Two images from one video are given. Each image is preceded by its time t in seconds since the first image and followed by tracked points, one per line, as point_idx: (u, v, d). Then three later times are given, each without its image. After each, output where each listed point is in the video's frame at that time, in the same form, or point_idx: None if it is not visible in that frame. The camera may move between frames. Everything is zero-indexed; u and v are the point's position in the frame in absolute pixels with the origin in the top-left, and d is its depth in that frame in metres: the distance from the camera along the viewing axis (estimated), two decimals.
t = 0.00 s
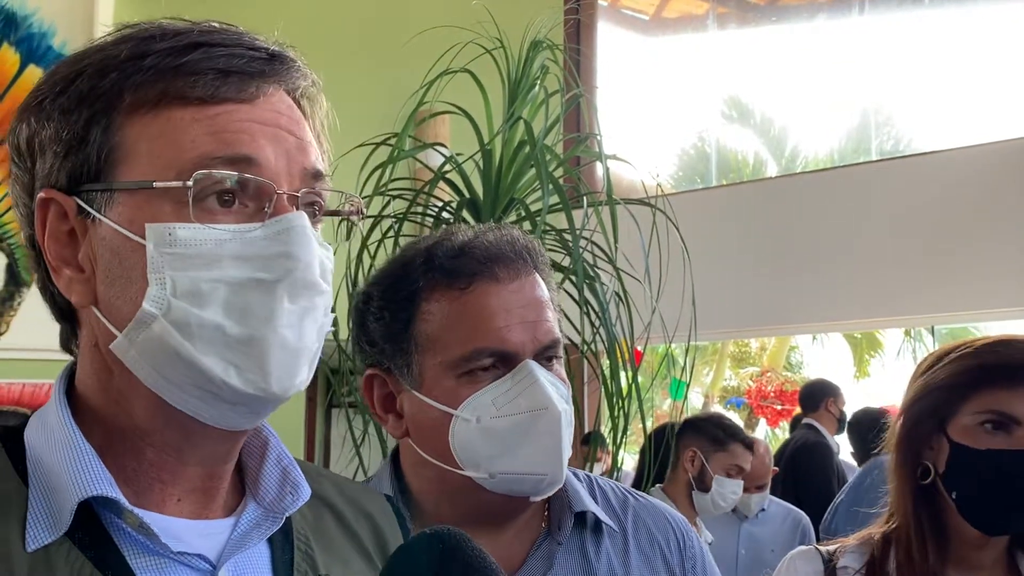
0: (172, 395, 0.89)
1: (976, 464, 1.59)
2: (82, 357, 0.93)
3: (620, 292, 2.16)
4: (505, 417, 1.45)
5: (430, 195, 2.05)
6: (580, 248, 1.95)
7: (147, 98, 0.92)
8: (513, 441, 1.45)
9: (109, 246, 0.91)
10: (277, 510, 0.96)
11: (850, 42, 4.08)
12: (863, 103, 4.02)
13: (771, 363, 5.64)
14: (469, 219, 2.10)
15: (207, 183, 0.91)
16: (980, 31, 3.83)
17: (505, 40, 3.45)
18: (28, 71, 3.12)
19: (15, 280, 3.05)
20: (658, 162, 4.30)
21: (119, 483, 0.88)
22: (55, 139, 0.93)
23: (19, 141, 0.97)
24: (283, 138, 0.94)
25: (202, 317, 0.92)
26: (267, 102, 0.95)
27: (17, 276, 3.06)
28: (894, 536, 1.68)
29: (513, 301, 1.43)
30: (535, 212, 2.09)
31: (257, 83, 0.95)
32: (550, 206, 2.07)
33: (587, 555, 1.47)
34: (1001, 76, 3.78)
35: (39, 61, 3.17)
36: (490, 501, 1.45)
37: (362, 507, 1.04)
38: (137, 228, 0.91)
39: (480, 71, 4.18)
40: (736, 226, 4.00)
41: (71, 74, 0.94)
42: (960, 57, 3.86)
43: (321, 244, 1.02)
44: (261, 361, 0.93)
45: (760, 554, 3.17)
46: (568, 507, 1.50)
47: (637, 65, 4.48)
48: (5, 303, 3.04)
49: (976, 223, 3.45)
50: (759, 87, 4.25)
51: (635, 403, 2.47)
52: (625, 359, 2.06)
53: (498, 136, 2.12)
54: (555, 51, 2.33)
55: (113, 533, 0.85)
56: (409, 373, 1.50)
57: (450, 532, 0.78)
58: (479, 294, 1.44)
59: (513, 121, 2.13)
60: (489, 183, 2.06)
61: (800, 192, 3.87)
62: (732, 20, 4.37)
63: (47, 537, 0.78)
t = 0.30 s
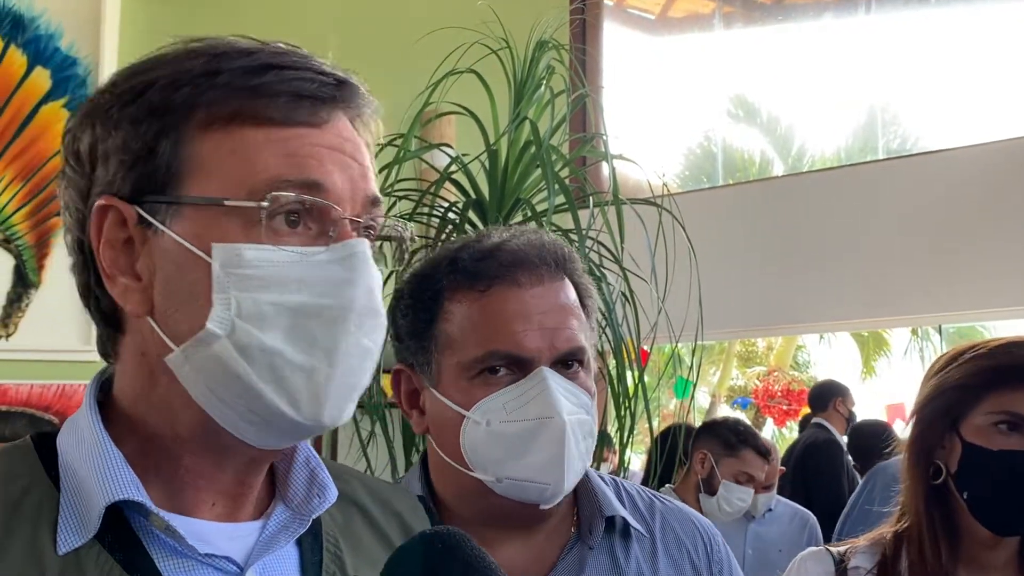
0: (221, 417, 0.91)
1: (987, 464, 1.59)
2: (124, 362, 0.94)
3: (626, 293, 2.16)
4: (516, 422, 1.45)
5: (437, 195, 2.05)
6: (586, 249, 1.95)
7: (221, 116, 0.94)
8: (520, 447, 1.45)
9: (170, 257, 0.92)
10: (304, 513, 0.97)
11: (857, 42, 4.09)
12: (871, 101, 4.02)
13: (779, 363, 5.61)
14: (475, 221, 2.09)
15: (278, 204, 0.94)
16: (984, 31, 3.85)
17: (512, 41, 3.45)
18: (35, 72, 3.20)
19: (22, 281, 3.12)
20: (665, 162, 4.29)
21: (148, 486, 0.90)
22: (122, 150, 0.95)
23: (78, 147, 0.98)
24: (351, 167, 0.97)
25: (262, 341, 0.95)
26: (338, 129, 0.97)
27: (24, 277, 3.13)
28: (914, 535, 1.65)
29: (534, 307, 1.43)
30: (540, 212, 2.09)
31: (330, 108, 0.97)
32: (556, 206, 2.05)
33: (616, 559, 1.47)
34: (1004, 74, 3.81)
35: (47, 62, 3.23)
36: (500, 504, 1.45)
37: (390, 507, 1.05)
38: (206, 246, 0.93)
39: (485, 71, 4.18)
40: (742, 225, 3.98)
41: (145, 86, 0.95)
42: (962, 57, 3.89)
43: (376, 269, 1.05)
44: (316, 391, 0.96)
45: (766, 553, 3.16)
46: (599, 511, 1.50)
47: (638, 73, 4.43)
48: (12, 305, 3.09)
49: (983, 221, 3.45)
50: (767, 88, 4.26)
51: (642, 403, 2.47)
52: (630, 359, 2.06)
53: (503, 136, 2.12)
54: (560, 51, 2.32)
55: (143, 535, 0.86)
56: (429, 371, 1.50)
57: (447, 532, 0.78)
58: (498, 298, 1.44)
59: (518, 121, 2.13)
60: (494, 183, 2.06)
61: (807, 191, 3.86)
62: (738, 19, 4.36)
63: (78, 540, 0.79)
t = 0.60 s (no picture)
0: (263, 434, 0.89)
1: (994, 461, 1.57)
2: (156, 366, 0.91)
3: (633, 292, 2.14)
4: (529, 414, 1.44)
5: (442, 193, 2.03)
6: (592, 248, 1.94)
7: (273, 128, 0.91)
8: (534, 437, 1.43)
9: (216, 267, 0.89)
10: (328, 520, 0.95)
11: (862, 41, 4.03)
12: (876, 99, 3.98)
13: (784, 362, 5.56)
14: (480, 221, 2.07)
15: (329, 220, 0.91)
16: (993, 29, 3.79)
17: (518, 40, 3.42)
18: (41, 71, 3.19)
19: (27, 280, 3.11)
20: (670, 162, 4.30)
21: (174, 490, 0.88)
22: (171, 153, 0.92)
23: (122, 147, 0.95)
24: (400, 184, 0.94)
25: (309, 355, 0.92)
26: (389, 144, 0.94)
27: (30, 276, 3.12)
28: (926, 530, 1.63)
29: (551, 300, 1.42)
30: (546, 211, 2.07)
31: (385, 123, 0.94)
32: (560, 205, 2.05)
33: (647, 559, 1.46)
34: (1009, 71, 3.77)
35: (53, 62, 3.22)
36: (517, 498, 1.44)
37: (407, 508, 1.02)
38: (255, 258, 0.90)
39: (490, 70, 4.17)
40: (749, 224, 3.97)
41: (198, 90, 0.93)
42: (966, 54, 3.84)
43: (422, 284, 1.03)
44: (359, 408, 0.93)
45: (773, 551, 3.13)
46: (629, 511, 1.48)
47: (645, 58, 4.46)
48: (18, 305, 3.09)
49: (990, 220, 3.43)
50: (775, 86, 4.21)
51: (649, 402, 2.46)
52: (637, 358, 2.05)
53: (508, 136, 2.10)
54: (567, 49, 2.30)
55: (169, 539, 0.84)
56: (452, 363, 1.51)
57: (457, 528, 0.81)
58: (516, 290, 1.44)
59: (524, 120, 2.11)
60: (499, 182, 2.04)
61: (813, 190, 3.84)
62: (744, 18, 4.32)
63: (105, 541, 0.78)
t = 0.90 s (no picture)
0: (266, 423, 0.87)
1: (978, 463, 1.53)
2: (146, 361, 0.89)
3: (635, 292, 2.12)
4: (516, 412, 1.43)
5: (445, 192, 2.02)
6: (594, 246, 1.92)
7: (275, 116, 0.89)
8: (520, 435, 1.42)
9: (214, 255, 0.87)
10: (319, 518, 0.93)
11: (867, 39, 4.00)
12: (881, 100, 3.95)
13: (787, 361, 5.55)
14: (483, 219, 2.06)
15: (336, 207, 0.89)
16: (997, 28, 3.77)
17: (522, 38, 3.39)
18: (44, 69, 3.17)
19: (31, 279, 3.10)
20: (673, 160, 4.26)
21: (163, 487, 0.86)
22: (168, 141, 0.89)
23: (112, 135, 0.92)
24: (399, 173, 0.93)
25: (314, 343, 0.90)
26: (389, 134, 0.93)
27: (34, 274, 3.10)
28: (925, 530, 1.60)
29: (538, 296, 1.40)
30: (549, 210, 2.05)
31: (385, 114, 0.93)
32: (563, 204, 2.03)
33: (637, 562, 1.42)
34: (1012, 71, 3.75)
35: (56, 60, 3.20)
36: (510, 497, 1.41)
37: (396, 509, 1.02)
38: (258, 245, 0.88)
39: (493, 68, 4.14)
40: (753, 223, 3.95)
41: (195, 78, 0.90)
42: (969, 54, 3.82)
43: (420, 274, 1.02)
44: (363, 396, 0.92)
45: (774, 550, 3.12)
46: (620, 512, 1.44)
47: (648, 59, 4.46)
48: (21, 303, 3.07)
49: (996, 219, 3.41)
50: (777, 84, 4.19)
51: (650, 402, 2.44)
52: (638, 357, 2.03)
53: (511, 134, 2.08)
54: (570, 48, 2.28)
55: (158, 539, 0.82)
56: (443, 360, 1.49)
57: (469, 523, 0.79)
58: (506, 286, 1.42)
59: (526, 119, 2.09)
60: (502, 180, 2.02)
61: (817, 189, 3.81)
62: (748, 16, 4.29)
63: (93, 544, 0.76)
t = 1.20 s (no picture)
0: (273, 422, 0.83)
1: (975, 463, 1.40)
2: (142, 352, 0.85)
3: (636, 290, 2.10)
4: (496, 406, 1.37)
5: (445, 188, 2.01)
6: (596, 243, 1.90)
7: (290, 106, 0.86)
8: (503, 429, 1.36)
9: (223, 247, 0.83)
10: (316, 516, 0.89)
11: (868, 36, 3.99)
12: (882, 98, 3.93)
13: (788, 359, 5.51)
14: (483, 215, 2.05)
15: (352, 202, 0.86)
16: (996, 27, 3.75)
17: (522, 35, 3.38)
18: (44, 67, 3.16)
19: (32, 276, 3.09)
20: (674, 158, 4.25)
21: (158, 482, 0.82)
22: (175, 127, 0.85)
23: (113, 117, 0.87)
24: (413, 168, 0.90)
25: (325, 341, 0.87)
26: (401, 128, 0.90)
27: (34, 272, 3.09)
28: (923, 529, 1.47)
29: (512, 291, 1.36)
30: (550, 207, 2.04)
31: (400, 107, 0.90)
32: (566, 201, 2.02)
33: (604, 555, 1.36)
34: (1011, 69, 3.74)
35: (56, 57, 3.19)
36: (486, 491, 1.36)
37: (390, 504, 0.99)
38: (270, 239, 0.84)
39: (495, 66, 4.14)
40: (754, 221, 3.93)
41: (205, 61, 0.86)
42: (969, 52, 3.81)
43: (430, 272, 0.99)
44: (375, 396, 0.89)
45: (775, 549, 3.11)
46: (587, 505, 1.38)
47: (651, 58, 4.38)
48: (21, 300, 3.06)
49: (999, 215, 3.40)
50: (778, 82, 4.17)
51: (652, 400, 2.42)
52: (640, 354, 2.01)
53: (512, 131, 2.06)
54: (570, 44, 2.26)
55: (153, 536, 0.78)
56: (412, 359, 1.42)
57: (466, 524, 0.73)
58: (477, 282, 1.38)
59: (527, 116, 2.07)
60: (503, 178, 2.01)
61: (819, 187, 3.80)
62: (749, 14, 4.27)
63: (87, 540, 0.72)
